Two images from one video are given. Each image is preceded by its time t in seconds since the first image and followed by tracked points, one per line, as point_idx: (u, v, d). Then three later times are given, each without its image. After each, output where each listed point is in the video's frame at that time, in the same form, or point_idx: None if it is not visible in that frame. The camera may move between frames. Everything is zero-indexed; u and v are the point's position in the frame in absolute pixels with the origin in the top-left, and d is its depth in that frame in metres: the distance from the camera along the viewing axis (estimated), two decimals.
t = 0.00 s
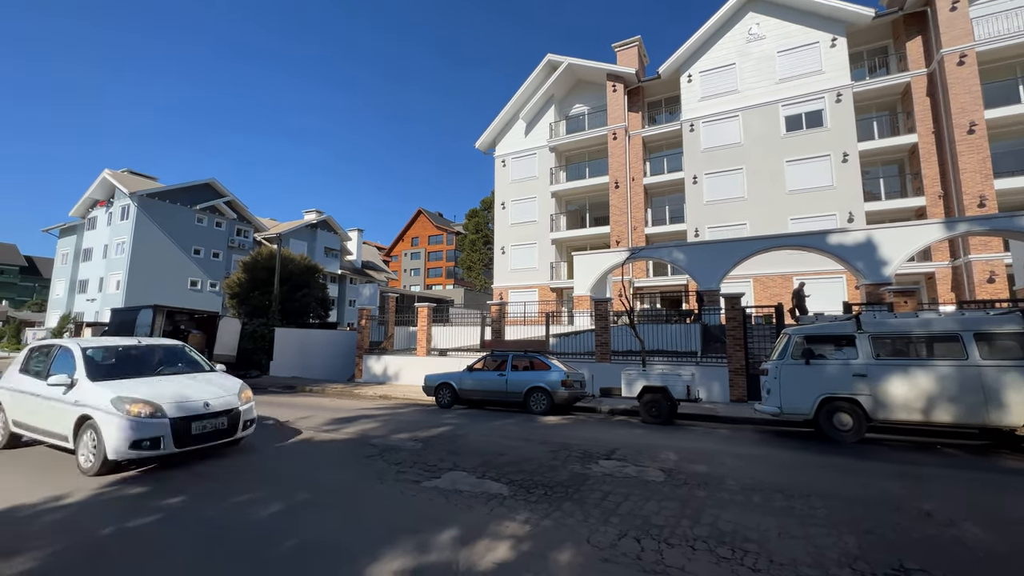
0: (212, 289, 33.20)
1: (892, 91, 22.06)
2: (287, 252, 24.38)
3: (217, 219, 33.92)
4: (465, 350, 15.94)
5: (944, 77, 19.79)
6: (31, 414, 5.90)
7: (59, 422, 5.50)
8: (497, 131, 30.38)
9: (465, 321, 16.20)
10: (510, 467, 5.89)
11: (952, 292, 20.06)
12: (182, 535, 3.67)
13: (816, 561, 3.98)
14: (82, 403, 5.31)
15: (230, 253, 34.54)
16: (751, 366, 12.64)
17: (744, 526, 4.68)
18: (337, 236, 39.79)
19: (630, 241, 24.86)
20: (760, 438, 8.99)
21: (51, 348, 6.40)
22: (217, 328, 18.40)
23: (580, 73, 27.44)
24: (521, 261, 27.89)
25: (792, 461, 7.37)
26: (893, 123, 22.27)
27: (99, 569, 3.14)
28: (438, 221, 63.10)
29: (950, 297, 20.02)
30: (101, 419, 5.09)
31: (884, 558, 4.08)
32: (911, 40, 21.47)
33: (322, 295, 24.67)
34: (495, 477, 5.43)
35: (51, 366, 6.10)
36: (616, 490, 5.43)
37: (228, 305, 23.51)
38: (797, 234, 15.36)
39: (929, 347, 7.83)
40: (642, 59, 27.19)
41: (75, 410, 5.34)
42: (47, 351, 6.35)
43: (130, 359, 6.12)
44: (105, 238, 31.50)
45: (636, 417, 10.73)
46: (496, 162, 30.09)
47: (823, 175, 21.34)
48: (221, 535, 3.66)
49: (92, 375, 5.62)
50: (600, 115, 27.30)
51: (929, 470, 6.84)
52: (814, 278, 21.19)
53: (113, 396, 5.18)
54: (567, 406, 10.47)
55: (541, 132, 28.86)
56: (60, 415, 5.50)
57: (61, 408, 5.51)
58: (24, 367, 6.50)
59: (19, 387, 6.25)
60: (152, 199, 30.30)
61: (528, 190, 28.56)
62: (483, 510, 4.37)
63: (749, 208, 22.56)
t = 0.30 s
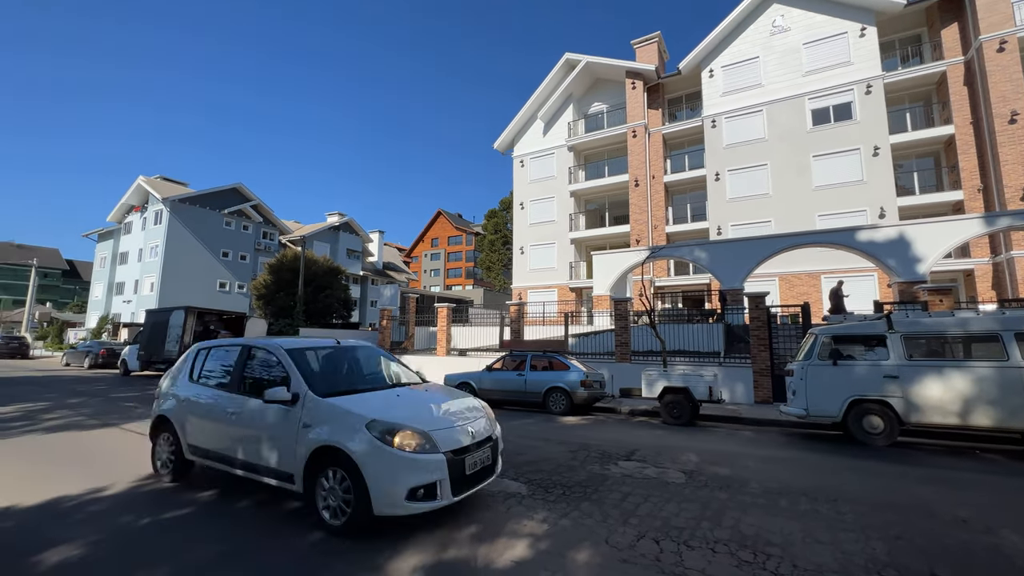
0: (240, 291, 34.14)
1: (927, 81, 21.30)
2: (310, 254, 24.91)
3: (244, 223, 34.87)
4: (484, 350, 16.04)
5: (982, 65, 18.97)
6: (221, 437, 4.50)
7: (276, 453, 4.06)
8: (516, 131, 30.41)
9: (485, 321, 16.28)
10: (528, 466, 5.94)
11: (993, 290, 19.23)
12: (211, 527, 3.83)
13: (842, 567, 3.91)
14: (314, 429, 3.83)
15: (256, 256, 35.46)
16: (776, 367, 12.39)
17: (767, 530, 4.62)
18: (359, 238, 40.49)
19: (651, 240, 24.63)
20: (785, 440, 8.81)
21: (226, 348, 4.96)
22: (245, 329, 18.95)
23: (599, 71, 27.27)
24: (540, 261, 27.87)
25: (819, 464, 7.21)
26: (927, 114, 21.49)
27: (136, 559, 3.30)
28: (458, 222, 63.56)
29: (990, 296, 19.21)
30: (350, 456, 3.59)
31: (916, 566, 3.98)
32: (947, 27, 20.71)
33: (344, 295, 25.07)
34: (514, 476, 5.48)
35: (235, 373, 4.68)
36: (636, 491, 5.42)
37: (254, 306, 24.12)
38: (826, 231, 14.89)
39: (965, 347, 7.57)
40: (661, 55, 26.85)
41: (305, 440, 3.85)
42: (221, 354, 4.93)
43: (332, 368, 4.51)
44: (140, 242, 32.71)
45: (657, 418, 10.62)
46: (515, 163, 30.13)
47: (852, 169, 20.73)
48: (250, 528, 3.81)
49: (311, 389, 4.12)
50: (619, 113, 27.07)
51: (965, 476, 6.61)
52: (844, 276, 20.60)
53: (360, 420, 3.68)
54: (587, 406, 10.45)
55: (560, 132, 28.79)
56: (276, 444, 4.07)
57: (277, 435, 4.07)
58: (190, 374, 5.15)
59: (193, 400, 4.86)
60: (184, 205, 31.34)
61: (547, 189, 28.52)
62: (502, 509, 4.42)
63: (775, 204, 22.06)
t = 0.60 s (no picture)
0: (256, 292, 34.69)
1: (948, 74, 20.83)
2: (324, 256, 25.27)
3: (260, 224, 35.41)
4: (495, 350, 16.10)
5: (1006, 57, 18.48)
6: (576, 490, 2.77)
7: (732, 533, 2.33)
8: (526, 131, 30.44)
9: (496, 321, 16.34)
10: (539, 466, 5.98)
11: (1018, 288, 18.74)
12: (228, 523, 3.93)
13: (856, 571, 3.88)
14: (887, 512, 2.04)
15: (271, 257, 36.00)
16: (791, 367, 12.26)
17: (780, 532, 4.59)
18: (372, 238, 40.88)
19: (663, 239, 24.46)
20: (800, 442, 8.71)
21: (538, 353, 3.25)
22: (260, 329, 19.27)
23: (610, 70, 27.15)
24: (551, 261, 27.86)
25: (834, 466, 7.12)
26: (948, 108, 21.02)
27: (157, 553, 3.41)
28: (470, 222, 63.81)
29: (1016, 294, 18.73)
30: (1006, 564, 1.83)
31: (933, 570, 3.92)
32: (968, 19, 20.25)
33: (357, 296, 25.37)
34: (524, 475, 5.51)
35: (583, 386, 2.95)
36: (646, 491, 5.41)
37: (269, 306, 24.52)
38: (843, 229, 14.65)
39: (988, 348, 7.42)
40: (673, 53, 26.64)
41: (561, 466, 2.82)
42: (543, 357, 3.19)
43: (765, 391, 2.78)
44: (159, 244, 33.41)
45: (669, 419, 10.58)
46: (526, 163, 30.12)
47: (869, 166, 20.37)
48: (266, 523, 3.92)
49: (801, 425, 2.39)
50: (631, 112, 26.91)
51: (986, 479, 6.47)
52: (861, 275, 20.25)
53: (976, 488, 1.98)
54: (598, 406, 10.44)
55: (571, 131, 28.73)
56: (731, 516, 2.33)
57: (749, 502, 2.30)
58: (465, 384, 3.41)
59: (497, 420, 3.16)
60: (201, 207, 31.93)
61: (558, 189, 28.49)
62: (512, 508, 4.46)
63: (790, 202, 21.75)
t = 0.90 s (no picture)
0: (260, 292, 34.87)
1: (954, 72, 20.69)
2: (327, 256, 25.37)
3: (264, 225, 35.58)
4: (498, 351, 16.13)
5: (1013, 55, 18.34)
6: None
7: None
8: (530, 131, 30.44)
9: (498, 321, 16.37)
10: (540, 466, 6.00)
11: None
12: (230, 522, 3.97)
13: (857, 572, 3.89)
14: None
15: (276, 257, 36.18)
16: (795, 367, 12.23)
17: (780, 533, 4.61)
18: (376, 239, 41.02)
19: (666, 239, 24.43)
20: (803, 442, 8.70)
21: None
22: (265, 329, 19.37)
23: (613, 69, 27.13)
24: (554, 261, 27.85)
25: (837, 467, 7.11)
26: (954, 106, 20.88)
27: (161, 551, 3.46)
28: (473, 222, 63.87)
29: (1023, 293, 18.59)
30: None
31: (933, 571, 3.94)
32: (975, 17, 20.12)
33: (361, 296, 25.47)
34: (525, 475, 5.54)
35: None
36: (647, 491, 5.44)
37: (273, 306, 24.67)
38: (847, 228, 14.62)
39: (994, 348, 7.38)
40: (676, 52, 26.59)
41: None
42: None
43: None
44: (165, 245, 33.62)
45: (672, 419, 10.59)
46: (529, 163, 30.13)
47: (875, 165, 20.26)
48: (269, 522, 3.97)
49: None
50: (634, 111, 26.88)
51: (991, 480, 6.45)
52: (866, 275, 20.15)
53: None
54: (601, 407, 10.45)
55: (574, 131, 28.71)
56: None
57: None
58: None
59: None
60: (206, 208, 32.12)
61: (561, 189, 28.49)
62: (512, 508, 4.50)
63: (794, 202, 21.67)
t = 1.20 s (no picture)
0: (260, 292, 34.91)
1: (953, 72, 20.71)
2: (327, 255, 25.39)
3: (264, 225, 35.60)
4: (497, 351, 16.15)
5: (1013, 54, 18.34)
6: None
7: None
8: (529, 131, 30.46)
9: (498, 321, 16.39)
10: (538, 465, 6.03)
11: None
12: (229, 521, 4.00)
13: (852, 571, 3.91)
14: None
15: (276, 257, 36.21)
16: (794, 367, 12.25)
17: (776, 531, 4.64)
18: (375, 238, 41.04)
19: (666, 239, 24.46)
20: (801, 442, 8.73)
21: None
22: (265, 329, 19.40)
23: (613, 69, 27.17)
24: (554, 261, 27.87)
25: (834, 467, 7.13)
26: (954, 106, 20.92)
27: (158, 550, 3.49)
28: (473, 222, 63.87)
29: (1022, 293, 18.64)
30: None
31: (927, 569, 3.96)
32: (974, 17, 20.13)
33: (360, 296, 25.51)
34: (523, 474, 5.57)
35: None
36: (644, 490, 5.47)
37: (273, 306, 24.70)
38: (846, 228, 14.65)
39: (991, 348, 7.41)
40: (676, 52, 26.62)
41: None
42: None
43: None
44: (165, 245, 33.63)
45: (670, 419, 10.62)
46: (529, 163, 30.15)
47: (874, 165, 20.29)
48: (267, 521, 3.99)
49: None
50: (633, 111, 26.91)
51: (988, 479, 6.48)
52: (866, 274, 20.17)
53: None
54: (599, 406, 10.48)
55: (573, 131, 28.73)
56: None
57: None
58: None
59: None
60: (206, 208, 32.14)
61: (561, 189, 28.51)
62: (509, 507, 4.52)
63: (794, 202, 21.69)
